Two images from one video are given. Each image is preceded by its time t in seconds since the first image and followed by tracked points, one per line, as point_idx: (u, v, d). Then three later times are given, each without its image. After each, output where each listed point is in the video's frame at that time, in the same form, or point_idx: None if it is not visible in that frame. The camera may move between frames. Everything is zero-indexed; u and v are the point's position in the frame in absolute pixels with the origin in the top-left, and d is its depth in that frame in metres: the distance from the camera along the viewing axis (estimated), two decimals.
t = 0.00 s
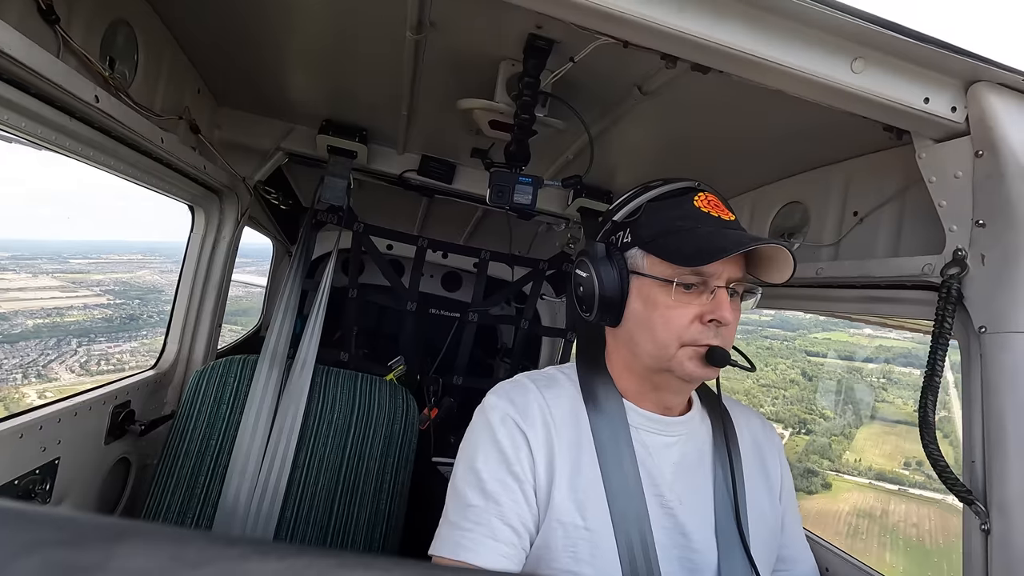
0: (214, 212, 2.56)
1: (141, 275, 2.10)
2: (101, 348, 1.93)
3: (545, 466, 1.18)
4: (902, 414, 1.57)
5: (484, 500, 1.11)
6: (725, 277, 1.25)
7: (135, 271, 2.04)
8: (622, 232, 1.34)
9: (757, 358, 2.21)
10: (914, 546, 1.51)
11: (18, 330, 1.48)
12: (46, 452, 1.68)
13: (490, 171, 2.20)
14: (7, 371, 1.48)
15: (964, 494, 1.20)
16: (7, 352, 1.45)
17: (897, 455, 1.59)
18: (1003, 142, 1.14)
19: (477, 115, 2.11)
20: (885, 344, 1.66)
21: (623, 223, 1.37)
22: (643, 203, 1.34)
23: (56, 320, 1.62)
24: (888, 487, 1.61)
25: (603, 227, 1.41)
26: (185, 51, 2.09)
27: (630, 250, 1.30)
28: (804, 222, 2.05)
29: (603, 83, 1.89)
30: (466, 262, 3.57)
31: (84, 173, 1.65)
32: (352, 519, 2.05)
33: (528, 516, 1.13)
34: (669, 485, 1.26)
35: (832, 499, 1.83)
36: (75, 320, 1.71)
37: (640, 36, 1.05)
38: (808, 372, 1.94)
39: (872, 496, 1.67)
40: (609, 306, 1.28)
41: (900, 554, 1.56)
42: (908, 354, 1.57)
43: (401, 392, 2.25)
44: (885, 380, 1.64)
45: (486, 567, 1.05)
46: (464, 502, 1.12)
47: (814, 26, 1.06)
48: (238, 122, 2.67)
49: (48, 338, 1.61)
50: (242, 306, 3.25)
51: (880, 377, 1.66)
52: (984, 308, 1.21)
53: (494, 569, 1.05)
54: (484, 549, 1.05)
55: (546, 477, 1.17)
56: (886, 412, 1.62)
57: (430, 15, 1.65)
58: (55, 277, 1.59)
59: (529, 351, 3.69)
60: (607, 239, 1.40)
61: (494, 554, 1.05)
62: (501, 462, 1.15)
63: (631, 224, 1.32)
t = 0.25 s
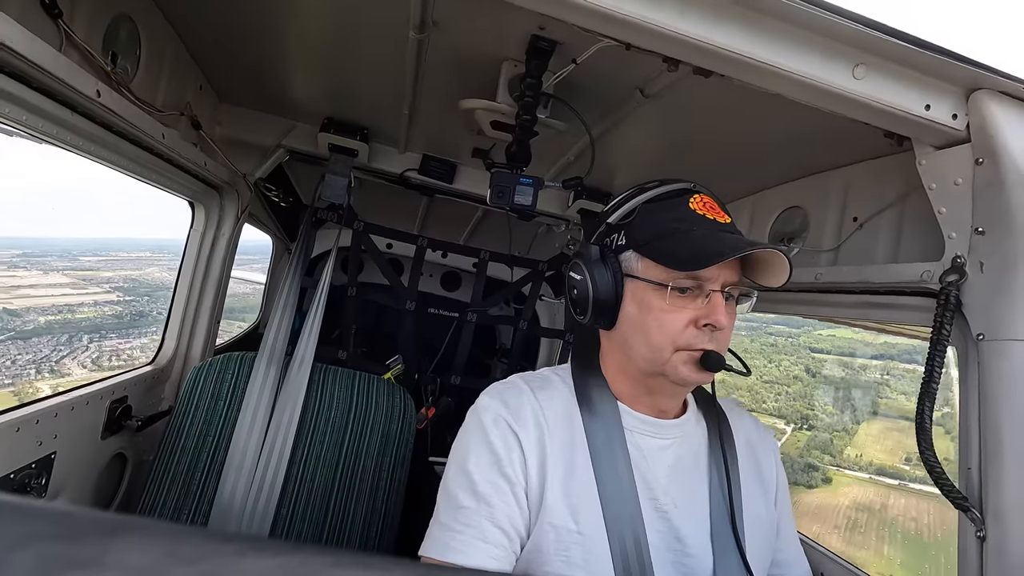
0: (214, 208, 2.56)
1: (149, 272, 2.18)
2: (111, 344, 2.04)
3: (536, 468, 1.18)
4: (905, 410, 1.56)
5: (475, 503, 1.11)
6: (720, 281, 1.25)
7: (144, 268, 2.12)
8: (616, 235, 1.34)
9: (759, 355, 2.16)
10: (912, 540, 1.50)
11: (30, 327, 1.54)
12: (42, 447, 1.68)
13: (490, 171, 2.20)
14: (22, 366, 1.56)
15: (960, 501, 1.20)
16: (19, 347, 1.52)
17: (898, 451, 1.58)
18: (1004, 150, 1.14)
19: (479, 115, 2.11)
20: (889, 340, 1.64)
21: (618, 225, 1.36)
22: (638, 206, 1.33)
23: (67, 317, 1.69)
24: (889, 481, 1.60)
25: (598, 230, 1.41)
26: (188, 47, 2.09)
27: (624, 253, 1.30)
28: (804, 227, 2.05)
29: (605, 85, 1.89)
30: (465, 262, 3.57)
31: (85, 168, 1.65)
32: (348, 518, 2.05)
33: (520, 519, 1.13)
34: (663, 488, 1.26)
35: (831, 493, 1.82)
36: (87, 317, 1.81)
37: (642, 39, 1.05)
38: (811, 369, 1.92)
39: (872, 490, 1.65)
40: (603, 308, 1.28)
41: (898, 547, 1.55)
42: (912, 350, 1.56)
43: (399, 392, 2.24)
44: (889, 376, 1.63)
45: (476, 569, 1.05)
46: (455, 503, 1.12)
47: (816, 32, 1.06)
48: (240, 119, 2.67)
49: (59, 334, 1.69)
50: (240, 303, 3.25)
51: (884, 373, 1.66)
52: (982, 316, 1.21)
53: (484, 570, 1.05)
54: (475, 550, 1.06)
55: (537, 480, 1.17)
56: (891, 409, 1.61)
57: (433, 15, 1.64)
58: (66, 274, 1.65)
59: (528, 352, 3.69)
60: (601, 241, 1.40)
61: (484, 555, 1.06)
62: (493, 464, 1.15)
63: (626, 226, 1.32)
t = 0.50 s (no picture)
0: (216, 205, 2.56)
1: (158, 269, 2.27)
2: (122, 340, 2.14)
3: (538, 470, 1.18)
4: (908, 407, 1.52)
5: (476, 503, 1.11)
6: (723, 287, 1.25)
7: (153, 266, 2.21)
8: (620, 237, 1.34)
9: (763, 351, 2.16)
10: (911, 535, 1.49)
11: (43, 323, 1.60)
12: (40, 442, 1.68)
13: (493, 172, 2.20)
14: (36, 361, 1.63)
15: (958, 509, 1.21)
16: (34, 343, 1.58)
17: (900, 446, 1.55)
18: (1006, 158, 1.14)
19: (482, 116, 2.11)
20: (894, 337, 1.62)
21: (622, 228, 1.36)
22: (642, 208, 1.33)
23: (79, 313, 1.76)
24: (890, 477, 1.57)
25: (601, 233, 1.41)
26: (192, 45, 2.10)
27: (627, 256, 1.30)
28: (805, 232, 2.05)
29: (608, 87, 1.89)
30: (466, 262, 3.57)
31: (87, 164, 1.65)
32: (346, 517, 2.04)
33: (520, 521, 1.13)
34: (663, 491, 1.26)
35: (832, 488, 1.79)
36: (98, 314, 1.88)
37: (646, 42, 1.05)
38: (814, 365, 1.91)
39: (873, 485, 1.63)
40: (607, 310, 1.28)
41: (897, 540, 1.55)
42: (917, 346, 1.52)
43: (399, 392, 2.25)
44: (892, 373, 1.61)
45: (475, 570, 1.05)
46: (455, 504, 1.12)
47: (821, 37, 1.06)
48: (243, 117, 2.68)
49: (72, 331, 1.76)
50: (240, 300, 3.25)
51: (888, 369, 1.63)
52: (983, 323, 1.21)
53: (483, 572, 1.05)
54: (474, 551, 1.06)
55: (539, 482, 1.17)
56: (894, 405, 1.57)
57: (437, 15, 1.65)
58: (77, 272, 1.68)
59: (528, 354, 3.69)
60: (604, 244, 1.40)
61: (483, 557, 1.06)
62: (494, 465, 1.16)
63: (630, 228, 1.32)
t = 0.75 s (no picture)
0: (217, 203, 2.56)
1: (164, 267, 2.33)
2: (133, 337, 2.23)
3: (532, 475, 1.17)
4: (911, 404, 1.52)
5: (467, 504, 1.11)
6: (697, 311, 1.22)
7: (162, 263, 2.29)
8: (609, 245, 1.36)
9: (769, 348, 2.17)
10: (911, 528, 1.50)
11: (57, 319, 1.64)
12: (38, 437, 1.68)
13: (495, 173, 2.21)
14: (49, 357, 1.70)
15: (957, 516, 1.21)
16: (47, 339, 1.63)
17: (902, 442, 1.53)
18: (1007, 165, 1.14)
19: (484, 117, 2.11)
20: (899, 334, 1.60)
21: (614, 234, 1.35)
22: (631, 219, 1.30)
23: (91, 310, 1.81)
24: (891, 472, 1.56)
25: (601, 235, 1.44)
26: (196, 42, 2.10)
27: (612, 265, 1.32)
28: (805, 237, 2.05)
29: (611, 90, 1.90)
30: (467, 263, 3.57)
31: (90, 159, 1.65)
32: (343, 516, 2.04)
33: (510, 523, 1.12)
34: (658, 495, 1.26)
35: (832, 482, 1.79)
36: (110, 311, 1.95)
37: (649, 45, 1.04)
38: (819, 362, 1.90)
39: (873, 480, 1.62)
40: (588, 310, 1.35)
41: (895, 534, 1.55)
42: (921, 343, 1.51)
43: (397, 391, 2.25)
44: (897, 369, 1.60)
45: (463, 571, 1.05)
46: (445, 503, 1.12)
47: (824, 43, 1.06)
48: (245, 115, 2.68)
49: (84, 327, 1.82)
50: (241, 298, 3.25)
51: (894, 366, 1.62)
52: (983, 330, 1.21)
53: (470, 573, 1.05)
54: (462, 552, 1.05)
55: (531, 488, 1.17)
56: (897, 402, 1.57)
57: (441, 16, 1.65)
58: (88, 269, 1.72)
59: (527, 355, 3.69)
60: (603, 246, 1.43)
61: (471, 558, 1.05)
62: (486, 467, 1.15)
63: (618, 238, 1.32)
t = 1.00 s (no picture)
0: (219, 201, 2.57)
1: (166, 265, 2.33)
2: (144, 333, 2.33)
3: (516, 485, 1.18)
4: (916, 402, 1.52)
5: (441, 516, 1.12)
6: (686, 325, 1.18)
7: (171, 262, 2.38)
8: (603, 250, 1.35)
9: (774, 346, 2.16)
10: (911, 523, 1.50)
11: (70, 316, 1.72)
12: (38, 435, 1.68)
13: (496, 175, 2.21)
14: (64, 353, 1.78)
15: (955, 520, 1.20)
16: (60, 336, 1.70)
17: (905, 438, 1.54)
18: (1009, 170, 1.14)
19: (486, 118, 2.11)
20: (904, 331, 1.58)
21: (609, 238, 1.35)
22: (624, 224, 1.29)
23: (103, 306, 1.90)
24: (892, 468, 1.57)
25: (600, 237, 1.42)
26: (199, 42, 2.10)
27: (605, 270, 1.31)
28: (806, 240, 2.05)
29: (613, 92, 1.90)
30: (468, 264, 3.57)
31: (92, 157, 1.66)
32: (342, 515, 2.04)
33: (485, 538, 1.13)
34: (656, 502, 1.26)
35: (833, 478, 1.79)
36: (122, 307, 2.04)
37: (652, 47, 1.04)
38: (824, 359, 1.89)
39: (874, 476, 1.63)
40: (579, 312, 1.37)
41: (895, 529, 1.55)
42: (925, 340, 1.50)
43: (397, 390, 2.25)
44: (902, 366, 1.58)
45: None
46: (423, 512, 1.14)
47: (826, 46, 1.06)
48: (247, 114, 2.68)
49: (96, 324, 1.90)
50: (242, 297, 3.25)
51: (898, 363, 1.60)
52: (984, 335, 1.21)
53: None
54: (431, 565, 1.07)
55: (515, 499, 1.18)
56: (900, 398, 1.58)
57: (444, 16, 1.65)
58: (100, 266, 1.80)
59: (528, 356, 3.69)
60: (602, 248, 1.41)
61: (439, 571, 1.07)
62: (466, 478, 1.16)
63: (612, 243, 1.32)
